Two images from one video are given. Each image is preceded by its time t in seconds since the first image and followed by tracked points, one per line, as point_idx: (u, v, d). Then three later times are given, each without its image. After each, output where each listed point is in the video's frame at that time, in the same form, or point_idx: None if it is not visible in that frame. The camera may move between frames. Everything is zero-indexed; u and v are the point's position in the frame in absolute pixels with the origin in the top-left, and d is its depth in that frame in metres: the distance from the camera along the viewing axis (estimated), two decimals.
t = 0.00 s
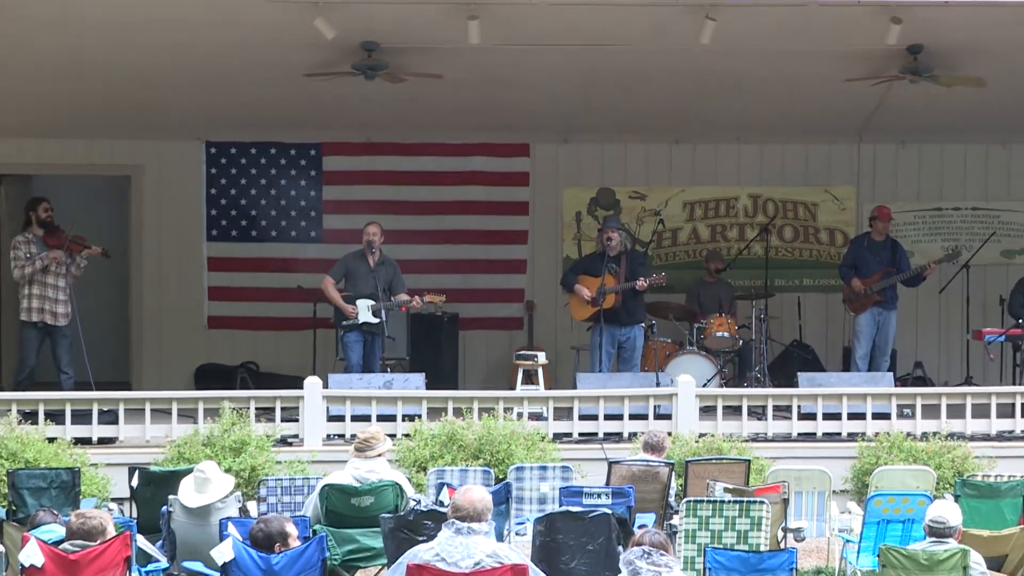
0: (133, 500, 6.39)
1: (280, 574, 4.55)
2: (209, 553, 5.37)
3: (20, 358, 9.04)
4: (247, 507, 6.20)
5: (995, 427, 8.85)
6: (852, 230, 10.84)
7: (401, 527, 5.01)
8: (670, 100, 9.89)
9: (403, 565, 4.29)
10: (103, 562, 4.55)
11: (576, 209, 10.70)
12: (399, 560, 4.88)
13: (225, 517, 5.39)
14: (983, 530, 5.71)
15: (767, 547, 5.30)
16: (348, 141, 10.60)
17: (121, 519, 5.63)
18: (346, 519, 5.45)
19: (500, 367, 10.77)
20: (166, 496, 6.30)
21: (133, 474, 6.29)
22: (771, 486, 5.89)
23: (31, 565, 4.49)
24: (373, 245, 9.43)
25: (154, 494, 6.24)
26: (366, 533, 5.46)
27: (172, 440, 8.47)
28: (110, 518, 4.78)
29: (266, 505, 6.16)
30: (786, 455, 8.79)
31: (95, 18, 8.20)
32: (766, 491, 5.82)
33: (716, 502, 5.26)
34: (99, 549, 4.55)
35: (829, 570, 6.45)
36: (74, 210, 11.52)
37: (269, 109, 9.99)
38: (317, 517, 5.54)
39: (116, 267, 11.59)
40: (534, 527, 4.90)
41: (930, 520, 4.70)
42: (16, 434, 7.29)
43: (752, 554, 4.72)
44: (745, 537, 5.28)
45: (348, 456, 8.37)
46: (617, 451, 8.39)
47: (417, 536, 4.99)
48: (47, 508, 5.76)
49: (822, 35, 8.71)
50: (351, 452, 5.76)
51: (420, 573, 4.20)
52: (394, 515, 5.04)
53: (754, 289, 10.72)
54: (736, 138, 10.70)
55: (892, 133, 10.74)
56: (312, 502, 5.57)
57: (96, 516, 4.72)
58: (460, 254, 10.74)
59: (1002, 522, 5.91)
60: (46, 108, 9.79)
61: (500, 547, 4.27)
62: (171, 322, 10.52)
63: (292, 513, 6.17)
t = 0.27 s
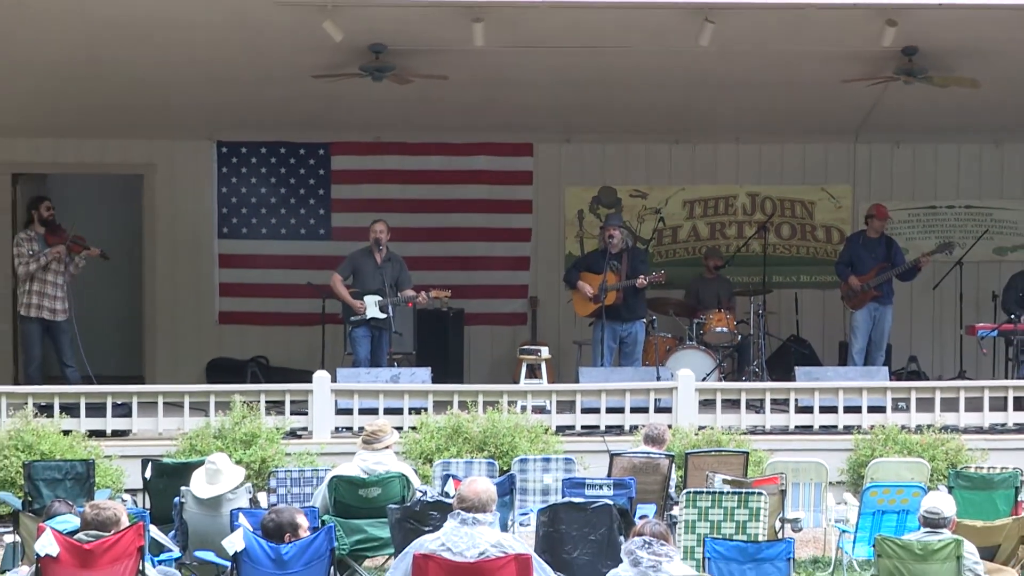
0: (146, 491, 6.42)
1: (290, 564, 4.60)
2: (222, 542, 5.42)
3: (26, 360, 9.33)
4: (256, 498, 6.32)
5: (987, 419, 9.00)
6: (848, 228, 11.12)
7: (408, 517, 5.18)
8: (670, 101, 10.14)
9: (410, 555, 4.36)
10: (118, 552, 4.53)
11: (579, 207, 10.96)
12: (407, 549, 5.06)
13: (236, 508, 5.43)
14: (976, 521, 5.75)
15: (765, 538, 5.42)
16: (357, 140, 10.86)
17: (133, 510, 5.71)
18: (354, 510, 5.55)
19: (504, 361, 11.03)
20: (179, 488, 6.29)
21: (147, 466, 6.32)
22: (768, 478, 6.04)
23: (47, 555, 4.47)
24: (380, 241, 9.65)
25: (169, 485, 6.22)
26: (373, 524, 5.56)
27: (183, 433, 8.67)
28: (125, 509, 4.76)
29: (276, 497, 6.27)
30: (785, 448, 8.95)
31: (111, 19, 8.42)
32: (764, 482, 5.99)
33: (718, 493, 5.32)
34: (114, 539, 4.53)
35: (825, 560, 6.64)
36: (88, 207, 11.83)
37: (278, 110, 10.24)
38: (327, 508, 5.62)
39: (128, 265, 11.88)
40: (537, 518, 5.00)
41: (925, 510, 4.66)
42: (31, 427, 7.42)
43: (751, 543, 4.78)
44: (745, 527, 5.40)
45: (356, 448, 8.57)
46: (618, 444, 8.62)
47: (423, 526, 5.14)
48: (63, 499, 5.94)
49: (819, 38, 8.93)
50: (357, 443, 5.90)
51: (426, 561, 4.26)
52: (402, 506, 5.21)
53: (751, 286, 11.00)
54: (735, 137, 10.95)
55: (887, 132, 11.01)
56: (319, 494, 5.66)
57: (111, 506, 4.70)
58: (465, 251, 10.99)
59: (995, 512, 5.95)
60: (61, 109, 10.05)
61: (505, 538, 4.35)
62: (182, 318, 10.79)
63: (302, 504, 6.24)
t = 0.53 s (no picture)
0: (151, 486, 6.40)
1: (295, 558, 4.54)
2: (228, 537, 5.39)
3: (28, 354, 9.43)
4: (261, 493, 6.28)
5: (989, 415, 9.03)
6: (849, 224, 11.19)
7: (412, 512, 5.12)
8: (673, 98, 10.22)
9: (414, 549, 4.34)
10: (124, 546, 4.37)
11: (582, 203, 11.07)
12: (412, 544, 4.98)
13: (241, 503, 5.41)
14: (976, 514, 5.79)
15: (767, 532, 5.40)
16: (362, 138, 10.96)
17: (139, 505, 5.63)
18: (359, 505, 5.58)
19: (508, 357, 11.10)
20: (185, 483, 6.29)
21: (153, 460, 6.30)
22: (771, 472, 6.03)
23: (53, 549, 4.30)
24: (385, 237, 9.67)
25: (174, 480, 6.21)
26: (377, 518, 5.57)
27: (189, 428, 8.71)
28: (131, 503, 4.58)
29: (282, 492, 6.23)
30: (786, 443, 9.03)
31: (119, 18, 8.49)
32: (767, 477, 5.98)
33: (718, 488, 5.31)
34: (120, 533, 4.37)
35: (827, 554, 6.68)
36: (95, 204, 11.92)
37: (284, 108, 10.33)
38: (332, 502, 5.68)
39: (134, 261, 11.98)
40: (541, 513, 5.02)
41: (925, 505, 4.67)
42: (38, 422, 7.45)
43: (753, 538, 4.83)
44: (747, 521, 5.38)
45: (360, 443, 8.61)
46: (622, 439, 8.66)
47: (428, 521, 5.09)
48: (70, 493, 5.97)
49: (821, 35, 9.00)
50: (363, 439, 5.82)
51: (430, 556, 4.24)
52: (405, 500, 5.15)
53: (754, 282, 11.06)
54: (738, 135, 11.04)
55: (889, 130, 11.11)
56: (325, 489, 5.69)
57: (116, 501, 4.52)
58: (469, 247, 11.08)
59: (996, 507, 5.99)
60: (68, 107, 10.14)
61: (508, 532, 4.32)
62: (189, 313, 10.88)
63: (307, 499, 6.22)
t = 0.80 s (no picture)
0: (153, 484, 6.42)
1: (296, 557, 4.56)
2: (230, 534, 5.39)
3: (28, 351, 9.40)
4: (263, 491, 6.29)
5: (989, 413, 9.05)
6: (850, 223, 11.22)
7: (414, 511, 5.14)
8: (674, 98, 10.25)
9: (416, 548, 4.36)
10: (125, 545, 4.37)
11: (583, 202, 11.10)
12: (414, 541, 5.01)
13: (244, 501, 5.42)
14: (977, 512, 5.82)
15: (769, 530, 5.40)
16: (364, 137, 11.00)
17: (142, 503, 5.66)
18: (360, 503, 5.60)
19: (509, 356, 11.13)
20: (187, 481, 6.31)
21: (155, 459, 6.32)
22: (772, 471, 6.05)
23: (55, 547, 4.32)
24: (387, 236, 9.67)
25: (176, 478, 6.23)
26: (379, 517, 5.60)
27: (191, 426, 8.73)
28: (134, 502, 4.60)
29: (283, 490, 6.25)
30: (787, 441, 9.06)
31: (121, 17, 8.52)
32: (768, 476, 6.01)
33: (719, 487, 5.33)
34: (121, 532, 4.37)
35: (828, 553, 6.71)
36: (98, 203, 11.93)
37: (286, 107, 10.36)
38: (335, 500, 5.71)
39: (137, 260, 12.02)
40: (542, 511, 5.03)
41: (926, 504, 4.69)
42: (40, 420, 7.47)
43: (754, 536, 4.85)
44: (748, 520, 5.37)
45: (361, 442, 8.63)
46: (623, 437, 8.68)
47: (430, 519, 5.12)
48: (72, 492, 5.99)
49: (821, 35, 9.03)
50: (365, 436, 5.80)
51: (432, 554, 4.26)
52: (407, 499, 5.17)
53: (755, 281, 11.09)
54: (738, 134, 11.08)
55: (889, 129, 11.14)
56: (328, 487, 5.73)
57: (119, 500, 4.55)
58: (471, 246, 11.11)
59: (996, 506, 6.02)
60: (70, 106, 10.17)
61: (510, 531, 4.35)
62: (191, 312, 10.92)
63: (309, 498, 6.25)
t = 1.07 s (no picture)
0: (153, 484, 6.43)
1: (297, 558, 4.57)
2: (231, 535, 5.39)
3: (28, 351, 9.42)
4: (264, 492, 6.31)
5: (989, 414, 9.06)
6: (849, 224, 11.25)
7: (414, 511, 5.16)
8: (674, 99, 10.26)
9: (416, 548, 4.38)
10: (126, 546, 4.38)
11: (583, 203, 11.12)
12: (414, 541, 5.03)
13: (245, 502, 5.42)
14: (976, 513, 5.84)
15: (768, 530, 5.42)
16: (365, 138, 11.01)
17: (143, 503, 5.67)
18: (361, 504, 5.63)
19: (509, 356, 11.15)
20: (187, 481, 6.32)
21: (156, 460, 6.34)
22: (771, 472, 6.07)
23: (56, 548, 4.34)
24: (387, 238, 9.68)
25: (176, 479, 6.24)
26: (379, 517, 5.61)
27: (191, 427, 8.75)
28: (134, 502, 4.62)
29: (283, 490, 6.27)
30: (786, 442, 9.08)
31: (121, 18, 8.53)
32: (767, 476, 6.02)
33: (719, 487, 5.35)
34: (122, 532, 4.38)
35: (827, 553, 6.73)
36: (98, 204, 11.95)
37: (286, 108, 10.37)
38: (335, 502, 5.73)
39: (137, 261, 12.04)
40: (542, 512, 5.05)
41: (925, 505, 4.70)
42: (41, 421, 7.49)
43: (753, 537, 4.87)
44: (747, 520, 5.39)
45: (362, 443, 8.65)
46: (623, 438, 8.70)
47: (429, 520, 5.14)
48: (72, 493, 6.01)
49: (820, 36, 9.04)
50: (365, 437, 5.81)
51: (432, 555, 4.28)
52: (407, 500, 5.19)
53: (754, 282, 11.11)
54: (738, 135, 11.09)
55: (889, 131, 11.16)
56: (327, 487, 5.75)
57: (120, 500, 4.57)
58: (471, 247, 11.13)
59: (995, 506, 6.04)
60: (71, 107, 10.18)
61: (509, 531, 4.37)
62: (191, 313, 10.94)
63: (309, 498, 6.27)
